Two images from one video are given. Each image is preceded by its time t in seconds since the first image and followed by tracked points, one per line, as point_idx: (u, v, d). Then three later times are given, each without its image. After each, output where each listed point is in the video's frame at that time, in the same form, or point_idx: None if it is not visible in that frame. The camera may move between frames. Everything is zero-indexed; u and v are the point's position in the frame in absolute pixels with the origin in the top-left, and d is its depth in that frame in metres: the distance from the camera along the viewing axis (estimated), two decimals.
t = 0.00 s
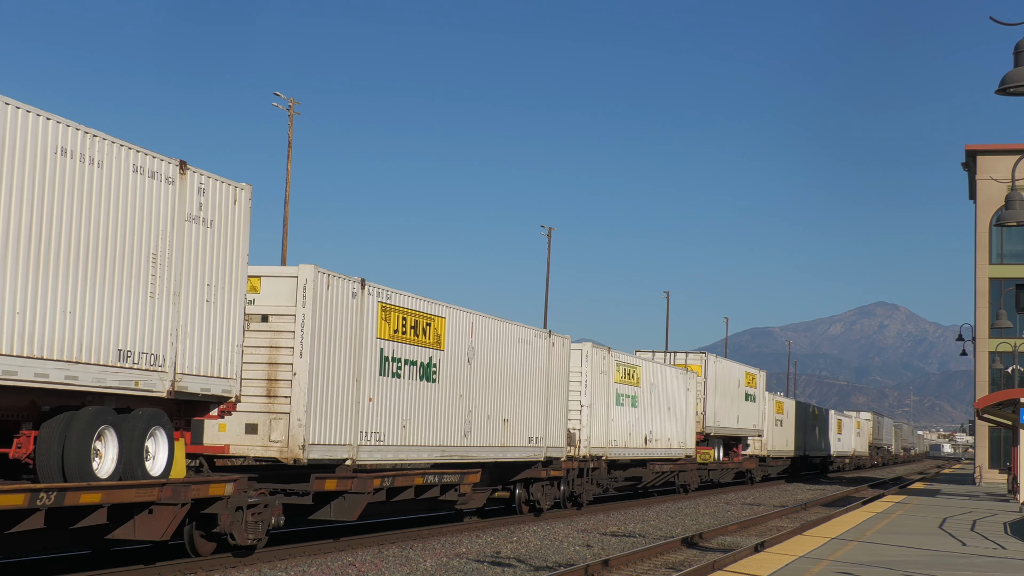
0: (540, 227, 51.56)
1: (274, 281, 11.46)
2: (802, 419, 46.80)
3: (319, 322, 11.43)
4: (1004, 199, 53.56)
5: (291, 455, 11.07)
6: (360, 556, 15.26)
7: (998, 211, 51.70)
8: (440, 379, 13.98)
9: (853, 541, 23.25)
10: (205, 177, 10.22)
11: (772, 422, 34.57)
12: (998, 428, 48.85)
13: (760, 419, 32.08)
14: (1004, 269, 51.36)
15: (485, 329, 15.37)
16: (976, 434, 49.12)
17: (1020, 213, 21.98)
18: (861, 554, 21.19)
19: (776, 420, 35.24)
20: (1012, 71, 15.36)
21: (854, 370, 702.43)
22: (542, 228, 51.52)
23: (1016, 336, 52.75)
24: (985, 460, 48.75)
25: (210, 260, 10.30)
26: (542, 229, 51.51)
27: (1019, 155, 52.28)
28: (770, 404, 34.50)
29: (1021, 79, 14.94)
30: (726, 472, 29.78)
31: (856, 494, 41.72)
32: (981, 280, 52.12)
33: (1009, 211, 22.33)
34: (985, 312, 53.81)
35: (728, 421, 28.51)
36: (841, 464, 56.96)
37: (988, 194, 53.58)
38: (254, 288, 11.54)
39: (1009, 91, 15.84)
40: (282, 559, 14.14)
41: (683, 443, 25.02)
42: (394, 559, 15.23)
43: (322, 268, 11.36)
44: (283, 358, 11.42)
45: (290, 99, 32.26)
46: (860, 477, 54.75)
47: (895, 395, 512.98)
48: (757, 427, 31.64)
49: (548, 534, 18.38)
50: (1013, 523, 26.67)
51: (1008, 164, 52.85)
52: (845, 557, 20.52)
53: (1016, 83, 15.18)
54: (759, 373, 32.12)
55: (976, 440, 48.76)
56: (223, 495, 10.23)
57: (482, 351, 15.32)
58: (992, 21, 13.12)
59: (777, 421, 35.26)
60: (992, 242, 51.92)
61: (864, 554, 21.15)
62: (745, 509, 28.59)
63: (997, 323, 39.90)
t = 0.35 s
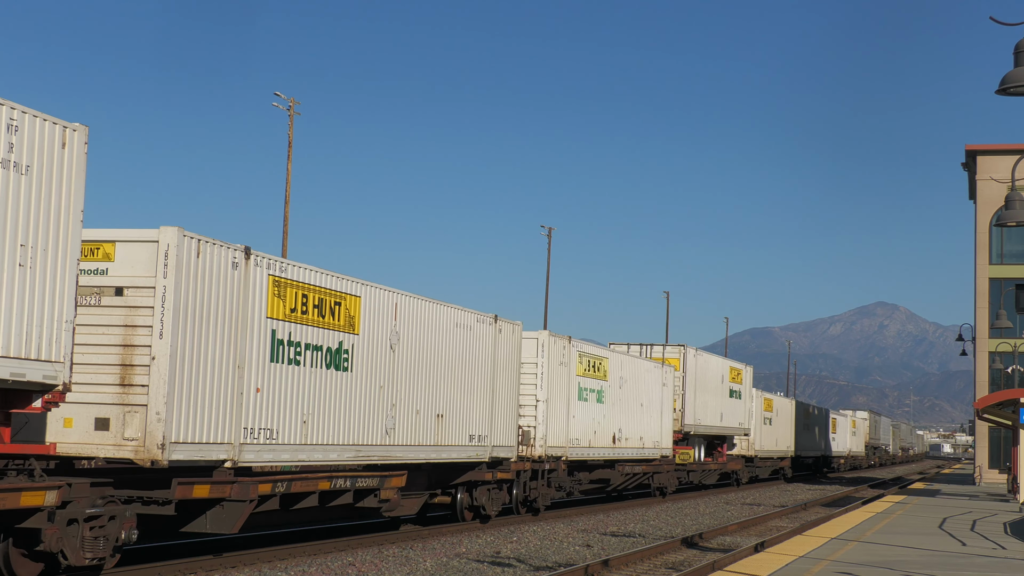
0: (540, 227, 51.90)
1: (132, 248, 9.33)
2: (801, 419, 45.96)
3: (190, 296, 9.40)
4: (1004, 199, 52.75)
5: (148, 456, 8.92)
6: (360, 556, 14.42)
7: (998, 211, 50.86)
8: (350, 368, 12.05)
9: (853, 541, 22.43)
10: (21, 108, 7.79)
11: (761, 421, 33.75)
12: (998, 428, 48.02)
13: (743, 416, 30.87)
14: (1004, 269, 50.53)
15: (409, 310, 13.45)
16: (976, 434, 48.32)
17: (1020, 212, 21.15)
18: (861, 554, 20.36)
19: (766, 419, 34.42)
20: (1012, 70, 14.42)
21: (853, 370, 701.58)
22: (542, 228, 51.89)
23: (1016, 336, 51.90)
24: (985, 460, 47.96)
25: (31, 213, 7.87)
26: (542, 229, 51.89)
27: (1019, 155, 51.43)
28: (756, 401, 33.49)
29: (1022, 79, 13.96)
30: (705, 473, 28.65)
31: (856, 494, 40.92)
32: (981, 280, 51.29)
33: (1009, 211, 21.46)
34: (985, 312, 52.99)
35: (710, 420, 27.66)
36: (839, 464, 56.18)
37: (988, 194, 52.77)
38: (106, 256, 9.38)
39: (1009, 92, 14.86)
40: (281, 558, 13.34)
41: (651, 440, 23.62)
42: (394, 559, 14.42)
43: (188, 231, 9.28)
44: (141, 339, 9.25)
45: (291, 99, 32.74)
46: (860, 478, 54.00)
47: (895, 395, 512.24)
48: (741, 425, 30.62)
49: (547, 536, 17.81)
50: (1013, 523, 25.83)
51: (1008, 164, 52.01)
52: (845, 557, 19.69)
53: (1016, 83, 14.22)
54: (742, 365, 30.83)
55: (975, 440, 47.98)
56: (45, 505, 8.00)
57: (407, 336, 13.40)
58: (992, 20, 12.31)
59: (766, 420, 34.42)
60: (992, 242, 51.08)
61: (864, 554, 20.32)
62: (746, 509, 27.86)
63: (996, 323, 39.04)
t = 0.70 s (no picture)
0: (540, 227, 50.64)
1: None
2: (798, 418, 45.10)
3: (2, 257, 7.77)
4: (1004, 199, 51.94)
5: None
6: (360, 555, 13.64)
7: (999, 211, 50.04)
8: (231, 352, 10.24)
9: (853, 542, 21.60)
10: None
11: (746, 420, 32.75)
12: (998, 428, 47.20)
13: (722, 413, 29.60)
14: (1004, 269, 49.71)
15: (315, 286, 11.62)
16: (976, 434, 47.50)
17: (1020, 213, 20.33)
18: (861, 553, 19.54)
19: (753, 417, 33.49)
20: (1012, 69, 13.64)
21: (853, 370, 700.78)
22: (542, 228, 50.63)
23: (1017, 336, 51.07)
24: (985, 460, 47.13)
25: None
26: (542, 229, 50.63)
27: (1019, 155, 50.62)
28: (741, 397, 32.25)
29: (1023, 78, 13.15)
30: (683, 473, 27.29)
31: (857, 494, 40.11)
32: (981, 281, 50.46)
33: (1009, 211, 20.64)
34: (984, 312, 52.18)
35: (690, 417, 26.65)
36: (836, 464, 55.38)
37: (988, 194, 51.94)
38: None
39: (1008, 91, 13.99)
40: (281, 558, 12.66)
41: (623, 439, 22.02)
42: (394, 558, 13.59)
43: None
44: None
45: (291, 99, 32.27)
46: (860, 478, 53.23)
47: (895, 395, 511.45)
48: (723, 423, 29.60)
49: (547, 536, 18.10)
50: (1013, 523, 25.00)
51: (1008, 164, 51.19)
52: (845, 557, 18.88)
53: (1016, 82, 13.41)
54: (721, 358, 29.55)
55: (976, 440, 47.16)
56: None
57: (310, 315, 11.55)
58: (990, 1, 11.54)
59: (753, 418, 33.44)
60: (992, 241, 50.26)
61: (865, 554, 19.50)
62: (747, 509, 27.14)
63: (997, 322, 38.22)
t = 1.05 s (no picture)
0: (540, 227, 48.82)
1: None
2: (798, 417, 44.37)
3: None
4: (1004, 199, 51.14)
5: None
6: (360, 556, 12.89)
7: (999, 211, 49.23)
8: (56, 328, 8.31)
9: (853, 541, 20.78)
10: None
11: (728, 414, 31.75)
12: (999, 428, 46.40)
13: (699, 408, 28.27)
14: (1004, 269, 48.90)
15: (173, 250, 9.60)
16: (976, 434, 46.68)
17: (1021, 213, 19.48)
18: (861, 553, 18.72)
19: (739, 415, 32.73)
20: (1012, 68, 12.77)
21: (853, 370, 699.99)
22: (542, 228, 48.84)
23: (1017, 335, 50.24)
24: (985, 460, 46.28)
25: None
26: (541, 229, 48.84)
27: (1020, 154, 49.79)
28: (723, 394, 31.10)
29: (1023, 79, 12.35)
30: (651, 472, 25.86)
31: (857, 494, 39.30)
32: (981, 281, 49.64)
33: (1009, 212, 19.77)
34: (984, 313, 51.39)
35: (664, 415, 25.47)
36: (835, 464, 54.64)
37: (988, 194, 51.12)
38: None
39: (1007, 94, 13.07)
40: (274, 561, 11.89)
41: (583, 439, 20.87)
42: (395, 559, 12.88)
43: None
44: None
45: (291, 99, 32.83)
46: (860, 478, 52.42)
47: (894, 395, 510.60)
48: (701, 419, 28.35)
49: (547, 536, 17.34)
50: (1014, 523, 24.17)
51: (1008, 164, 50.39)
52: (845, 557, 18.06)
53: (1017, 82, 12.61)
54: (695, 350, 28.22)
55: (976, 440, 46.32)
56: None
57: (168, 287, 9.58)
58: None
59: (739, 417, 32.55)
60: (992, 242, 49.43)
61: (864, 554, 18.68)
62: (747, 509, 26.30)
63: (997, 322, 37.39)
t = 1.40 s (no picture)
0: (540, 227, 56.35)
1: None
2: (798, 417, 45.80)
3: None
4: (1004, 199, 52.81)
5: None
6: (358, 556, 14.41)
7: (999, 211, 50.89)
8: None
9: (852, 541, 22.47)
10: None
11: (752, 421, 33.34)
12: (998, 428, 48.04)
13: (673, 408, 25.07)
14: (1004, 269, 50.55)
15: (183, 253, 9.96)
16: (976, 434, 48.30)
17: (1020, 213, 21.15)
18: (860, 554, 20.40)
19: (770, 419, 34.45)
20: (1011, 70, 14.43)
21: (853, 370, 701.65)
22: (542, 228, 56.35)
23: (1017, 335, 51.84)
24: (985, 460, 47.91)
25: None
26: (541, 229, 56.36)
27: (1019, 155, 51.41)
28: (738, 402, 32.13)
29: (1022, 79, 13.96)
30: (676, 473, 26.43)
31: (856, 494, 41.02)
32: (981, 280, 51.29)
33: (1009, 212, 21.45)
34: (984, 312, 52.99)
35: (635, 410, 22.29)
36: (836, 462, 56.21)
37: (988, 194, 52.79)
38: None
39: (1008, 91, 14.85)
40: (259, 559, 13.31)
41: (538, 438, 18.15)
42: (394, 559, 14.31)
43: None
44: None
45: (291, 99, 34.24)
46: (860, 478, 54.14)
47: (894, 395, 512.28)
48: (677, 419, 25.27)
49: (549, 536, 18.90)
50: (1013, 523, 25.89)
51: (1008, 164, 52.06)
52: (845, 557, 19.73)
53: (1016, 82, 14.20)
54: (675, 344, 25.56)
55: (976, 440, 47.94)
56: None
57: None
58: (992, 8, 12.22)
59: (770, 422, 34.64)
60: (992, 242, 51.07)
61: (864, 554, 20.36)
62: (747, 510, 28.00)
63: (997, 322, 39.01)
